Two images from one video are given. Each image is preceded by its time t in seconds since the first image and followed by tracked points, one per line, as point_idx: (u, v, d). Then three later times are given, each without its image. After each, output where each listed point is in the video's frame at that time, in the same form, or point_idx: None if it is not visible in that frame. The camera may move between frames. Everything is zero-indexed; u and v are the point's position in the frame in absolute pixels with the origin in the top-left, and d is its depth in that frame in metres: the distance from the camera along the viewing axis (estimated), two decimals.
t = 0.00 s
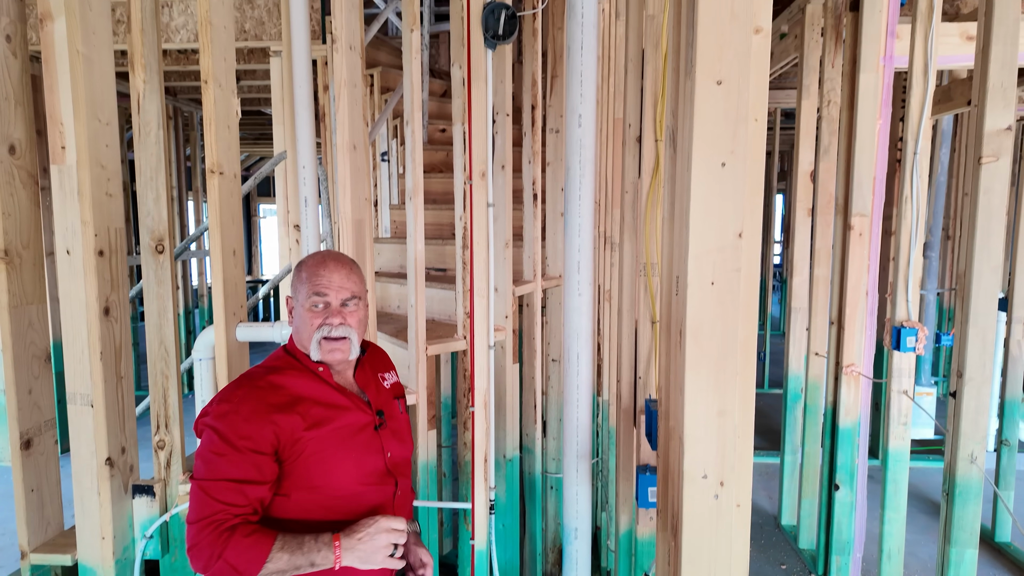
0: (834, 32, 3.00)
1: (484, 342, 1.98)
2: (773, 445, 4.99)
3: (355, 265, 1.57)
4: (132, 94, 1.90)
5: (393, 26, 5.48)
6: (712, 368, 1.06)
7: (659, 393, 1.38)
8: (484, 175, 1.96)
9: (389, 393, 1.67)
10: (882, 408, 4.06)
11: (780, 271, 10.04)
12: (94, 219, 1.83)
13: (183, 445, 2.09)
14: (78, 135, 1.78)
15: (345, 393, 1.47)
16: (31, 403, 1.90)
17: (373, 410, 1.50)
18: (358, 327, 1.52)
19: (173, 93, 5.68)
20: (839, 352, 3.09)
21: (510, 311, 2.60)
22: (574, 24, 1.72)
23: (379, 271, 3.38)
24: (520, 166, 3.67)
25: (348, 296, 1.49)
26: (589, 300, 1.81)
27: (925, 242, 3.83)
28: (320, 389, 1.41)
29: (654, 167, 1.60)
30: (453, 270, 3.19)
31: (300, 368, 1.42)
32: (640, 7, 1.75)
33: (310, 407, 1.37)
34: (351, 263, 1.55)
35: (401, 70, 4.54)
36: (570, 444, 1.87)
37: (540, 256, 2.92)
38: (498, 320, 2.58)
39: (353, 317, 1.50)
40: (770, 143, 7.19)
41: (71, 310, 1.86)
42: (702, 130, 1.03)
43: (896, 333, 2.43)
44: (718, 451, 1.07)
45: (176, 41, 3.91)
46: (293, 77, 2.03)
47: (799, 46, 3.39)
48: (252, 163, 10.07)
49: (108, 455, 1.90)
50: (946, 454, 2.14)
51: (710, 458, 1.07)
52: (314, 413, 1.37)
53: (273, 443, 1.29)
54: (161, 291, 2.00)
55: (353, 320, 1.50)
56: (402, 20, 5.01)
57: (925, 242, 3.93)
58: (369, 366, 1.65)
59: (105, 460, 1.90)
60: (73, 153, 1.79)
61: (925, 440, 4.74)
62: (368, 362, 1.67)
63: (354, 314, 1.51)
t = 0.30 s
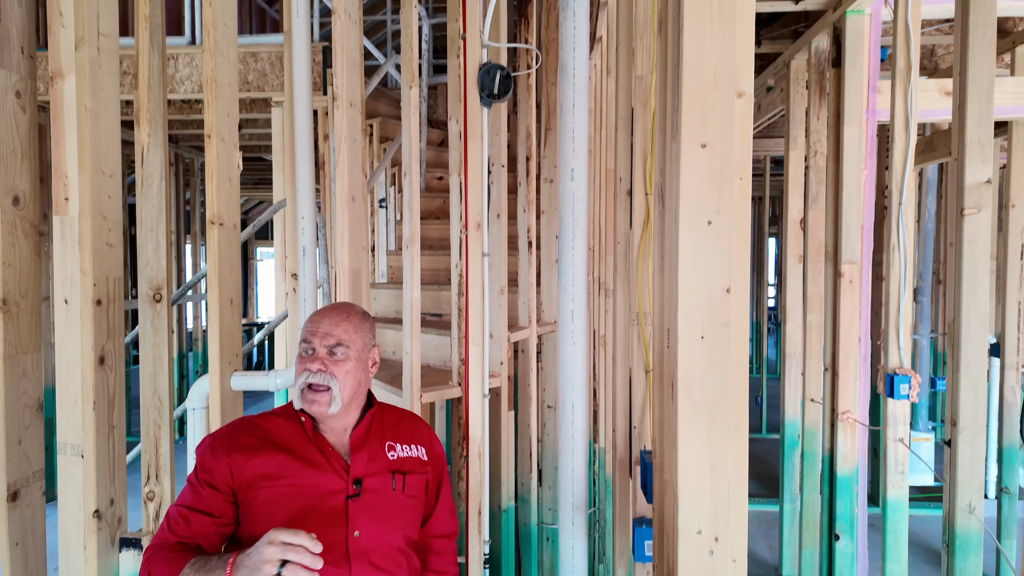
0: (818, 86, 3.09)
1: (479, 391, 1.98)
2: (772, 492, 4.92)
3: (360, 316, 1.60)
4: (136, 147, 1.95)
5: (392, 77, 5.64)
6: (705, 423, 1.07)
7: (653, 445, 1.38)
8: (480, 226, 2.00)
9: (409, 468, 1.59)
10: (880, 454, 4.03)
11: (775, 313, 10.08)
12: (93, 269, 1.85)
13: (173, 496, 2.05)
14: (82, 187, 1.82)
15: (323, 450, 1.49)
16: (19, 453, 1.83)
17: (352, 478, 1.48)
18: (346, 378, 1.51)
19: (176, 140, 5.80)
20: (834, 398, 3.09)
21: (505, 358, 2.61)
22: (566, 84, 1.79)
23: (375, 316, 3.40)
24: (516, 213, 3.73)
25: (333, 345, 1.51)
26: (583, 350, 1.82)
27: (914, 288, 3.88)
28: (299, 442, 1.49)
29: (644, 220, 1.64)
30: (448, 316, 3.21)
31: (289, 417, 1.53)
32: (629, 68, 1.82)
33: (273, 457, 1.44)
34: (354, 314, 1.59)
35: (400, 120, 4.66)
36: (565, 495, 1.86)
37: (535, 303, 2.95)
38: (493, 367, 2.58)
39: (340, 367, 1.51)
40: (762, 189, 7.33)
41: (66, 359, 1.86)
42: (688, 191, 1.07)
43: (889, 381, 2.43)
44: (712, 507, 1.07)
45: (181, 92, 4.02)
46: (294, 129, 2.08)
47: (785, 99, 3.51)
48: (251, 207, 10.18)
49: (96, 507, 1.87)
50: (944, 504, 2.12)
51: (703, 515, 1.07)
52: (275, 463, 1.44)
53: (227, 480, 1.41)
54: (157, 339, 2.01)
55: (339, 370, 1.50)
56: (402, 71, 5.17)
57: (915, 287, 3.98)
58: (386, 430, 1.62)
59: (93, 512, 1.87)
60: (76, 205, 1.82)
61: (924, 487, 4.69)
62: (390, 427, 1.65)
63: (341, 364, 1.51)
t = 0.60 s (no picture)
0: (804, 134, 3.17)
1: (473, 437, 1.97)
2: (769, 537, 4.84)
3: (415, 372, 1.59)
4: (136, 193, 1.98)
5: (389, 122, 5.76)
6: (698, 473, 1.07)
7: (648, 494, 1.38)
8: (474, 271, 2.02)
9: (423, 556, 1.41)
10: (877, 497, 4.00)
11: (768, 353, 10.10)
12: (88, 315, 1.86)
13: (159, 546, 2.01)
14: (81, 234, 1.84)
15: (342, 513, 1.49)
16: (4, 503, 1.77)
17: (353, 552, 1.42)
18: (380, 424, 1.49)
19: (173, 182, 5.87)
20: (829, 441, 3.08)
21: (499, 402, 2.60)
22: (558, 134, 1.83)
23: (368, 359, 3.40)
24: (510, 256, 3.77)
25: (377, 388, 1.52)
26: (577, 395, 1.82)
27: (904, 330, 3.93)
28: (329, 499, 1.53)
29: (635, 266, 1.67)
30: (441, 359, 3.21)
31: (336, 468, 1.62)
32: (619, 120, 1.88)
33: (298, 507, 1.53)
34: (411, 367, 1.60)
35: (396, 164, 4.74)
36: (560, 544, 1.84)
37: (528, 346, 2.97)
38: (487, 411, 2.57)
39: (375, 413, 1.50)
40: (751, 230, 7.45)
41: (57, 405, 1.85)
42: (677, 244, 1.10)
43: (883, 425, 2.43)
44: (707, 559, 1.07)
45: (181, 136, 4.09)
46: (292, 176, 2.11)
47: (771, 145, 3.61)
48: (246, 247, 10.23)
49: (80, 558, 1.83)
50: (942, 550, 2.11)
51: (699, 566, 1.07)
52: (298, 513, 1.52)
53: (275, 521, 1.58)
54: (148, 385, 2.00)
55: (376, 414, 1.49)
56: (398, 116, 5.29)
57: (905, 328, 4.03)
58: (420, 504, 1.48)
59: (76, 564, 1.82)
60: (74, 251, 1.84)
61: (923, 531, 4.64)
62: (431, 500, 1.50)
63: (379, 409, 1.51)
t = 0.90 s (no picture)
0: (790, 175, 3.24)
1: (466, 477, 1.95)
2: None
3: (469, 413, 1.41)
4: (131, 234, 1.99)
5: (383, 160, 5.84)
6: (691, 518, 1.07)
7: (643, 538, 1.37)
8: (468, 311, 2.02)
9: None
10: (872, 537, 3.96)
11: (760, 389, 10.09)
12: (77, 355, 1.84)
13: None
14: (73, 274, 1.84)
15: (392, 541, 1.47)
16: None
17: None
18: (412, 450, 1.39)
19: (167, 219, 5.88)
20: (823, 481, 3.05)
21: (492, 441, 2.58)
22: (550, 177, 1.87)
23: (360, 397, 3.38)
24: (502, 293, 3.79)
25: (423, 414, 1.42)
26: (571, 436, 1.81)
27: (894, 367, 3.95)
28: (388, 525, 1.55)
29: (627, 307, 1.69)
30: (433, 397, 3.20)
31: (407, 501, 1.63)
32: (610, 163, 1.92)
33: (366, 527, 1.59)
34: (470, 406, 1.43)
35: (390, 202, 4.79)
36: None
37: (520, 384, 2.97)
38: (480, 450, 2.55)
39: (412, 438, 1.41)
40: (742, 267, 7.54)
41: (41, 447, 1.82)
42: (667, 290, 1.12)
43: (876, 465, 2.42)
44: None
45: (176, 174, 4.13)
46: (287, 217, 2.13)
47: (759, 186, 3.69)
48: (239, 282, 10.22)
49: None
50: None
51: None
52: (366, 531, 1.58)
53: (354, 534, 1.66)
54: (136, 426, 1.97)
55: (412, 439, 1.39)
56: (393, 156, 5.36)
57: (895, 366, 4.05)
58: (433, 553, 1.28)
59: None
60: (65, 291, 1.84)
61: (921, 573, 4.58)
62: (451, 550, 1.27)
63: (418, 435, 1.40)
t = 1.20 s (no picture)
0: (777, 215, 3.30)
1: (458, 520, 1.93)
2: None
3: (491, 474, 1.28)
4: (124, 273, 1.99)
5: (377, 198, 5.90)
6: (684, 565, 1.06)
7: None
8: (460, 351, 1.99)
9: None
10: None
11: (753, 426, 10.05)
12: (64, 396, 1.82)
13: None
14: (64, 313, 1.83)
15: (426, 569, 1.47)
16: None
17: None
18: (429, 495, 1.30)
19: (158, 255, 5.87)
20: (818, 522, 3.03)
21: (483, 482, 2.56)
22: (542, 220, 1.89)
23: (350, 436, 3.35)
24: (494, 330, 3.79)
25: (449, 462, 1.33)
26: (564, 479, 1.80)
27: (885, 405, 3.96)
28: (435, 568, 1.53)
29: (619, 348, 1.70)
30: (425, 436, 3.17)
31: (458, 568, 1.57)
32: (600, 206, 1.96)
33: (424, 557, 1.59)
34: (496, 467, 1.30)
35: (383, 239, 4.82)
36: None
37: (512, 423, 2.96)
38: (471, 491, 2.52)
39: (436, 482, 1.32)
40: (732, 303, 7.60)
41: (23, 491, 1.78)
42: (658, 335, 1.13)
43: (870, 506, 2.41)
44: None
45: (170, 212, 4.14)
46: (281, 256, 2.14)
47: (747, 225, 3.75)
48: (229, 318, 10.16)
49: None
50: None
51: None
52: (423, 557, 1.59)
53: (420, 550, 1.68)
54: (122, 468, 1.94)
55: (433, 483, 1.32)
56: (386, 194, 5.42)
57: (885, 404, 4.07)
58: None
59: None
60: (55, 332, 1.83)
61: None
62: None
63: (439, 481, 1.31)
